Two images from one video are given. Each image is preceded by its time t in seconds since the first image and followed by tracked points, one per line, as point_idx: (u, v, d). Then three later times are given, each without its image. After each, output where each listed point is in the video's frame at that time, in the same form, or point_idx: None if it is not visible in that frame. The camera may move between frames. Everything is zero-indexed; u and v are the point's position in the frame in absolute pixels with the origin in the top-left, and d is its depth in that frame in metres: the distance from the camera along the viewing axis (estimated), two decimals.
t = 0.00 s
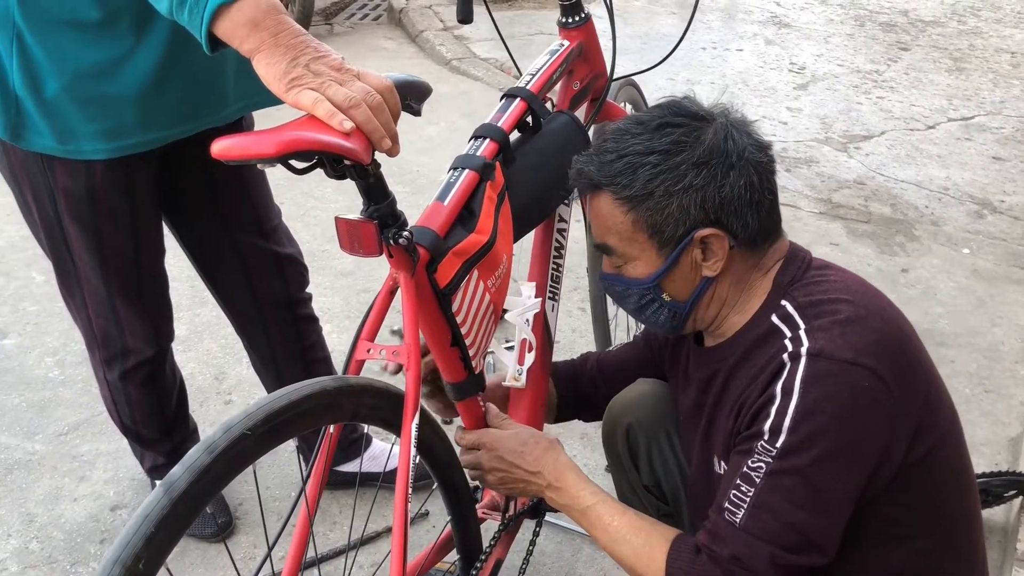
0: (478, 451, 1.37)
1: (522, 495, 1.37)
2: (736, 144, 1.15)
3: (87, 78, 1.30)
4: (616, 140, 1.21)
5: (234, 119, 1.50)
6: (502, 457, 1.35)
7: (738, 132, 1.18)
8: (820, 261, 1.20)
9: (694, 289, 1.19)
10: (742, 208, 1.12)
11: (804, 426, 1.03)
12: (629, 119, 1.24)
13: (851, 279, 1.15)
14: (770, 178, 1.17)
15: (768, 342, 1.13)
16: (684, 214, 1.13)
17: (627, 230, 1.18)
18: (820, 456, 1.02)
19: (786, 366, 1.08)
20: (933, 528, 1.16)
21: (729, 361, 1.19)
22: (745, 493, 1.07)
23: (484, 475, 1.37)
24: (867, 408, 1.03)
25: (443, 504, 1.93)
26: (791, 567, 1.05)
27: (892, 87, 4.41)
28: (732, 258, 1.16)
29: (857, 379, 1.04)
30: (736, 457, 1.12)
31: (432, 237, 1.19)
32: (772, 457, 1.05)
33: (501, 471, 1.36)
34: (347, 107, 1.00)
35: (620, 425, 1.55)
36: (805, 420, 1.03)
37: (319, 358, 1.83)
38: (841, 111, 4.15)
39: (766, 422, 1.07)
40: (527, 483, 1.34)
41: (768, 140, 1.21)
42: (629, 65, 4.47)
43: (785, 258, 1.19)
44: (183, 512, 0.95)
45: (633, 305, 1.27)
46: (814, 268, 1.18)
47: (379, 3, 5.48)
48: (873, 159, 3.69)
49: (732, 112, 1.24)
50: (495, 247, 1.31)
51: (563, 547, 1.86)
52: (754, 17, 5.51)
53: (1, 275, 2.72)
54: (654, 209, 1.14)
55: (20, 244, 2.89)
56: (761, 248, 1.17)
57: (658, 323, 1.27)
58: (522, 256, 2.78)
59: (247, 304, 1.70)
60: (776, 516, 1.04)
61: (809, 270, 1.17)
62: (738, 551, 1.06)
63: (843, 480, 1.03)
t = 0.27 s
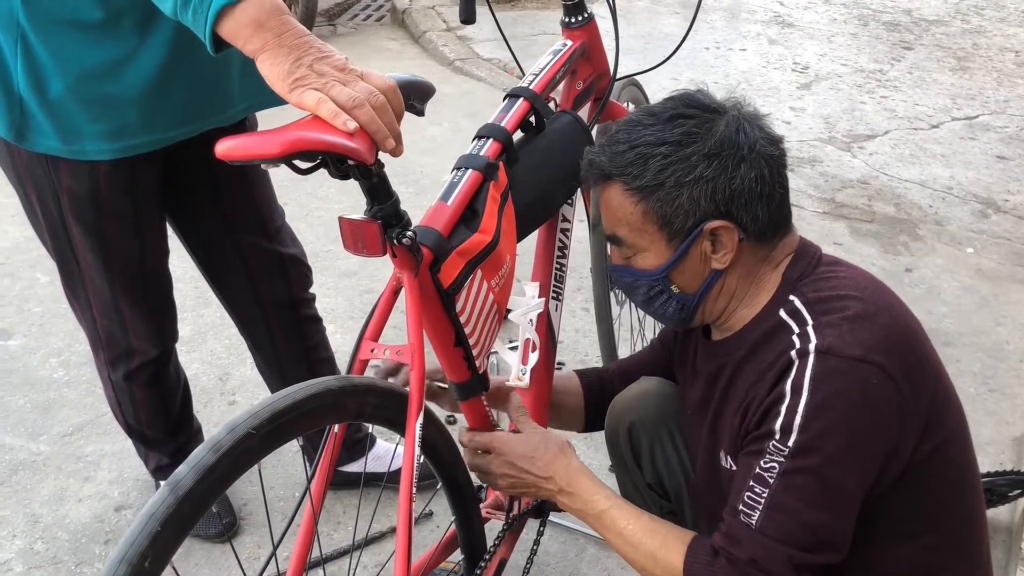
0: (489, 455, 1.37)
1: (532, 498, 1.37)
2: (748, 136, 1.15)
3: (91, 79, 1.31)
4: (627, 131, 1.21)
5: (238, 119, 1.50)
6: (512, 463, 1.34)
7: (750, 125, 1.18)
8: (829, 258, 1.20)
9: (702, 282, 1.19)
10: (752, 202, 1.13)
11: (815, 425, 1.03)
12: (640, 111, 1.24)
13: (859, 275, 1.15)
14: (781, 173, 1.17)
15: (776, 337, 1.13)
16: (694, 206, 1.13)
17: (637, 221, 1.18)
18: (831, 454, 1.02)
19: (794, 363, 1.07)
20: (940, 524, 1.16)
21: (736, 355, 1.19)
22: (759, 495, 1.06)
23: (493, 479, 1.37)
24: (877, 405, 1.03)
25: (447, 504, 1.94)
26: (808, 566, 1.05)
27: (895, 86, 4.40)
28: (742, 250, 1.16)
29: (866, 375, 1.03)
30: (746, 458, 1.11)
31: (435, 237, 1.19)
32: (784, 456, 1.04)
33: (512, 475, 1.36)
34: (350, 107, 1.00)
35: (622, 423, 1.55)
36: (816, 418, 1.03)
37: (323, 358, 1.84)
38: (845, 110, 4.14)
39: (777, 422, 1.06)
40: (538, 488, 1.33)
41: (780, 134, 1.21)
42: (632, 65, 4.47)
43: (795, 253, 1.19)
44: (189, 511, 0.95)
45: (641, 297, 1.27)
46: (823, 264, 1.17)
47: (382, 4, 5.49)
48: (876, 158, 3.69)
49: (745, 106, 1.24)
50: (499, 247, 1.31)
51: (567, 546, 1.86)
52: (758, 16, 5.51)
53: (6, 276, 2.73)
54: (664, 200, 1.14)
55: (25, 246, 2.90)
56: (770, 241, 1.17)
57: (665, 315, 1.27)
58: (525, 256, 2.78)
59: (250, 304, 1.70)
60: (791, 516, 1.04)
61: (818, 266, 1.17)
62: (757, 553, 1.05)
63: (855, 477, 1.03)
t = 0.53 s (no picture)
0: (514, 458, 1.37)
1: (556, 504, 1.36)
2: (754, 137, 1.15)
3: (95, 78, 1.31)
4: (633, 134, 1.22)
5: (242, 119, 1.50)
6: (542, 465, 1.34)
7: (755, 125, 1.18)
8: (840, 257, 1.20)
9: (711, 283, 1.19)
10: (760, 202, 1.12)
11: (835, 428, 1.02)
12: (646, 114, 1.24)
13: (871, 276, 1.15)
14: (789, 173, 1.16)
15: (788, 338, 1.12)
16: (700, 207, 1.13)
17: (644, 224, 1.19)
18: (852, 456, 1.02)
19: (810, 366, 1.07)
20: (953, 524, 1.16)
21: (748, 356, 1.18)
22: (783, 501, 1.05)
23: (520, 482, 1.37)
24: (893, 405, 1.03)
25: (451, 505, 1.94)
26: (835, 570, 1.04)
27: (899, 86, 4.40)
28: (750, 251, 1.16)
29: (883, 377, 1.03)
30: (766, 464, 1.10)
31: (438, 238, 1.19)
32: (806, 461, 1.04)
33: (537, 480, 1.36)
34: (354, 108, 1.00)
35: (626, 422, 1.55)
36: (835, 421, 1.03)
37: (326, 359, 1.84)
38: (848, 110, 4.14)
39: (796, 426, 1.06)
40: (565, 493, 1.33)
41: (786, 134, 1.21)
42: (634, 65, 4.47)
43: (805, 253, 1.19)
44: (192, 512, 0.95)
45: (651, 299, 1.27)
46: (834, 264, 1.17)
47: (385, 4, 5.50)
48: (880, 158, 3.68)
49: (750, 106, 1.24)
50: (503, 248, 1.31)
51: (571, 547, 1.86)
52: (761, 16, 5.50)
53: (9, 276, 2.74)
54: (670, 202, 1.15)
55: (28, 246, 2.91)
56: (779, 242, 1.16)
57: (676, 317, 1.27)
58: (528, 257, 2.78)
59: (253, 304, 1.71)
60: (818, 520, 1.03)
61: (829, 266, 1.17)
62: (786, 560, 1.04)
63: (876, 478, 1.03)
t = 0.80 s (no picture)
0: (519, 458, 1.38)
1: (561, 505, 1.36)
2: (749, 143, 1.16)
3: (100, 80, 1.31)
4: (629, 142, 1.23)
5: (246, 121, 1.51)
6: (546, 463, 1.35)
7: (750, 131, 1.18)
8: (837, 261, 1.20)
9: (711, 289, 1.19)
10: (757, 208, 1.13)
11: (832, 429, 1.02)
12: (641, 122, 1.25)
13: (868, 278, 1.15)
14: (785, 177, 1.17)
15: (787, 342, 1.12)
16: (698, 215, 1.13)
17: (642, 233, 1.19)
18: (850, 457, 1.02)
19: (807, 368, 1.07)
20: (952, 526, 1.16)
21: (748, 360, 1.18)
22: (781, 502, 1.05)
23: (523, 480, 1.37)
24: (892, 406, 1.03)
25: (454, 506, 1.94)
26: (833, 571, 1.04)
27: (902, 89, 4.40)
28: (748, 258, 1.16)
29: (881, 378, 1.03)
30: (764, 465, 1.10)
31: (442, 240, 1.20)
32: (804, 461, 1.04)
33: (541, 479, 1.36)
34: (358, 111, 1.00)
35: (629, 422, 1.56)
36: (833, 422, 1.03)
37: (329, 360, 1.87)
38: (852, 113, 4.14)
39: (794, 427, 1.06)
40: (569, 491, 1.33)
41: (781, 138, 1.21)
42: (638, 67, 4.47)
43: (802, 258, 1.19)
44: (196, 513, 0.95)
45: (650, 306, 1.27)
46: (831, 267, 1.18)
47: (389, 6, 5.51)
48: (883, 161, 3.68)
49: (745, 111, 1.24)
50: (506, 249, 1.31)
51: (574, 549, 1.86)
52: (765, 19, 5.51)
53: (15, 277, 2.75)
54: (668, 210, 1.15)
55: (34, 247, 2.92)
56: (776, 247, 1.17)
57: (676, 323, 1.27)
58: (531, 259, 2.78)
59: (258, 306, 1.74)
60: (815, 521, 1.03)
61: (826, 270, 1.17)
62: (784, 560, 1.04)
63: (874, 479, 1.03)
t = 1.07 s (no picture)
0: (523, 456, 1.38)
1: (562, 508, 1.36)
2: (749, 150, 1.16)
3: (111, 86, 1.32)
4: (628, 151, 1.22)
5: (255, 127, 1.52)
6: (549, 464, 1.35)
7: (750, 139, 1.18)
8: (837, 268, 1.20)
9: (712, 296, 1.19)
10: (757, 215, 1.13)
11: (830, 439, 1.02)
12: (640, 130, 1.24)
13: (869, 287, 1.16)
14: (785, 184, 1.17)
15: (788, 349, 1.13)
16: (699, 222, 1.13)
17: (643, 241, 1.19)
18: (848, 466, 1.02)
19: (806, 377, 1.07)
20: (954, 534, 1.16)
21: (749, 368, 1.18)
22: (779, 509, 1.06)
23: (526, 480, 1.37)
24: (890, 416, 1.03)
25: (460, 510, 1.94)
26: None
27: (909, 94, 4.39)
28: (749, 265, 1.16)
29: (879, 388, 1.03)
30: (763, 472, 1.11)
31: (449, 245, 1.20)
32: (802, 470, 1.04)
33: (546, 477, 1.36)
34: (367, 117, 1.01)
35: (635, 427, 1.55)
36: (831, 432, 1.02)
37: (338, 363, 1.89)
38: (858, 117, 4.14)
39: (792, 436, 1.06)
40: (569, 493, 1.33)
41: (781, 146, 1.21)
42: (644, 72, 4.48)
43: (802, 265, 1.19)
44: (205, 518, 0.95)
45: (651, 314, 1.27)
46: (831, 275, 1.18)
47: (395, 11, 5.53)
48: (890, 166, 3.68)
49: (744, 118, 1.24)
50: (513, 255, 1.32)
51: (580, 553, 1.86)
52: (771, 23, 5.51)
53: (23, 280, 2.76)
54: (669, 218, 1.15)
55: (42, 250, 2.93)
56: (776, 254, 1.17)
57: (678, 331, 1.27)
58: (537, 263, 2.78)
59: (267, 310, 1.75)
60: (813, 529, 1.03)
61: (826, 278, 1.17)
62: (782, 568, 1.05)
63: (873, 488, 1.03)
